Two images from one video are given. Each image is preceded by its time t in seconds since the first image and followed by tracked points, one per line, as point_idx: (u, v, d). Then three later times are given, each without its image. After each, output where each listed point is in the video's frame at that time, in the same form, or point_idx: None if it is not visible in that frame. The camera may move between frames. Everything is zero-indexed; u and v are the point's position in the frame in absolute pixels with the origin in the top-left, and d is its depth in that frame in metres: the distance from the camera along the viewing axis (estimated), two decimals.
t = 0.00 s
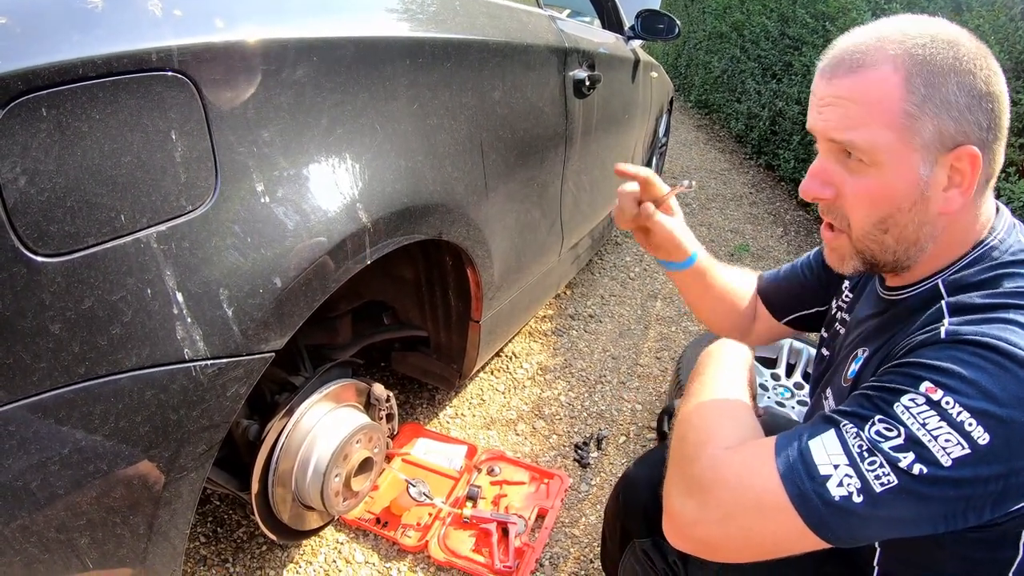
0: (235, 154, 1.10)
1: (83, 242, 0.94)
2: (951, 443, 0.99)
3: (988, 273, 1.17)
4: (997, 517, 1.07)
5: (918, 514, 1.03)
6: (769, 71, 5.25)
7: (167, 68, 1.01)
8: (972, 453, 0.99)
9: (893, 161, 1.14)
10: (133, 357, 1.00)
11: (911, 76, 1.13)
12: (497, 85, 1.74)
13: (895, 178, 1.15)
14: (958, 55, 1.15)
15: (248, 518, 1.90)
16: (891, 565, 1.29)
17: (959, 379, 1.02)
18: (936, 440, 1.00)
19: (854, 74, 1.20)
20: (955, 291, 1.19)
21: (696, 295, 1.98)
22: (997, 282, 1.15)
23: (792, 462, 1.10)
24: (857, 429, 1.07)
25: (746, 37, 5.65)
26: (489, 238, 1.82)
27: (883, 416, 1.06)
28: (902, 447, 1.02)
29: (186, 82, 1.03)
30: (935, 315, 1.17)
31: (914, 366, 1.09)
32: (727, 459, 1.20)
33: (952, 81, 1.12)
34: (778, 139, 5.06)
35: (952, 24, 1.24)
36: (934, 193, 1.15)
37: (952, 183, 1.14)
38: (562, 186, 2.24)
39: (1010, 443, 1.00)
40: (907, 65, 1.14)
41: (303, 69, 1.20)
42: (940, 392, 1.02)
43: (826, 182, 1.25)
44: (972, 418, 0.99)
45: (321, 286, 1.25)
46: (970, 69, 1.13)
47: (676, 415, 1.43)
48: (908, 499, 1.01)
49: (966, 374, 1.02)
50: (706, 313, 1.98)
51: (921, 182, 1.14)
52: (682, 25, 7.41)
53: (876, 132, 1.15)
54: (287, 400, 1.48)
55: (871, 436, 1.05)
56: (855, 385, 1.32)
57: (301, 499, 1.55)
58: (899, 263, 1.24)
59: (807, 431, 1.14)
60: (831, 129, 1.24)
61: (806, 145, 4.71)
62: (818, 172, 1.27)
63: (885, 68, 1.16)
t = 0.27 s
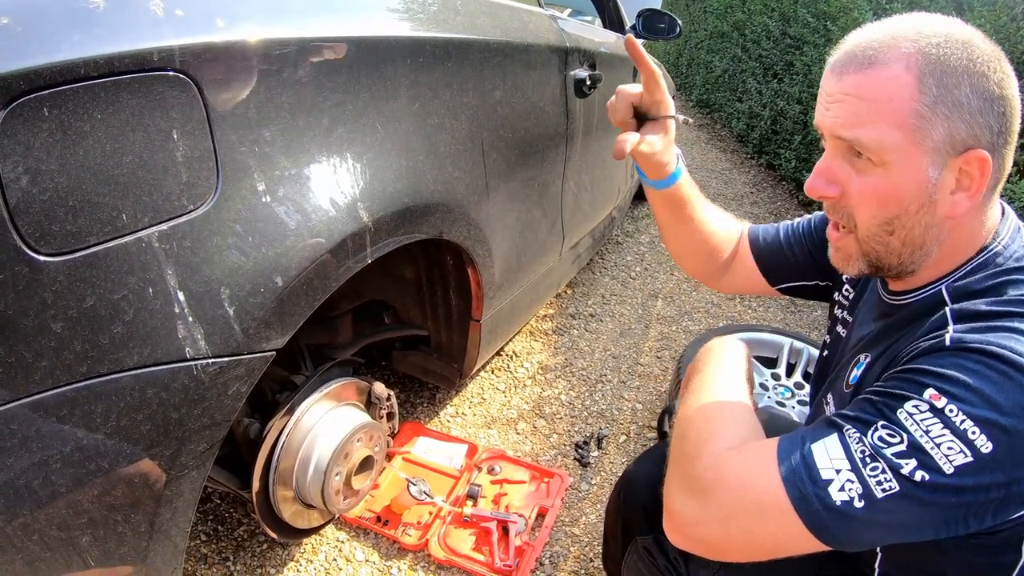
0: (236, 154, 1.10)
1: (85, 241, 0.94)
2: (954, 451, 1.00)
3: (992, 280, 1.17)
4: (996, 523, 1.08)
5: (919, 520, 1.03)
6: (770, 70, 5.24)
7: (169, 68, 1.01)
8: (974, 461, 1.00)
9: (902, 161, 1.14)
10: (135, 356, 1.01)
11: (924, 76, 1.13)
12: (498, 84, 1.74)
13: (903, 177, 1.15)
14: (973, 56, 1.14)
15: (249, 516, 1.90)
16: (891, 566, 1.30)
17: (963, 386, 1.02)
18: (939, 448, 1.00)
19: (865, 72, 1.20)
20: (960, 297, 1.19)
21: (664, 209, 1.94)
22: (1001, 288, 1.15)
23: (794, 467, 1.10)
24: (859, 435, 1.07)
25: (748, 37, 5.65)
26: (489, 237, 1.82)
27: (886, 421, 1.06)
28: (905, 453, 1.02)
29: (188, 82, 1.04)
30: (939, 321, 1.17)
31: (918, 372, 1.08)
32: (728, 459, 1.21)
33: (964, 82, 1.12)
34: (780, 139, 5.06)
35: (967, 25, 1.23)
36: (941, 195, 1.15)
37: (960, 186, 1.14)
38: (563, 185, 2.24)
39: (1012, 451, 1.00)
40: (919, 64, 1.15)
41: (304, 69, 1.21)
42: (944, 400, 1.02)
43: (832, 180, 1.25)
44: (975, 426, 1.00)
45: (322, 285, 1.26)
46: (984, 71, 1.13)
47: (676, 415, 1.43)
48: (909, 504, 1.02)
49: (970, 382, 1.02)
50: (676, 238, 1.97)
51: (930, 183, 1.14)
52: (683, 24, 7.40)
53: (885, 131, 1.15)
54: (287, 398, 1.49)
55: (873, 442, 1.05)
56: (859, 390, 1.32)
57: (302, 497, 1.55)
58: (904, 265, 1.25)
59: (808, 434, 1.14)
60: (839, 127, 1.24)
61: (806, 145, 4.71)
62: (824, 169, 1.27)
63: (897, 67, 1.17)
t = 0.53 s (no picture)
0: (238, 156, 1.11)
1: (88, 242, 0.95)
2: (951, 452, 1.00)
3: (987, 282, 1.17)
4: (995, 525, 1.08)
5: (917, 522, 1.04)
6: (772, 71, 5.24)
7: (171, 70, 1.02)
8: (971, 463, 1.00)
9: (902, 167, 1.14)
10: (137, 357, 1.01)
11: (922, 81, 1.13)
12: (499, 86, 1.75)
13: (903, 183, 1.15)
14: (968, 61, 1.14)
15: (250, 517, 1.91)
16: (890, 568, 1.30)
17: (960, 388, 1.02)
18: (936, 449, 1.01)
19: (862, 77, 1.19)
20: (955, 299, 1.19)
21: (661, 232, 1.96)
22: (995, 291, 1.15)
23: (791, 470, 1.10)
24: (856, 438, 1.07)
25: (750, 38, 5.64)
26: (491, 239, 1.82)
27: (883, 424, 1.06)
28: (902, 455, 1.02)
29: (190, 84, 1.04)
30: (934, 324, 1.17)
31: (914, 374, 1.09)
32: (725, 463, 1.21)
33: (961, 87, 1.12)
34: (781, 140, 5.06)
35: (959, 28, 1.23)
36: (940, 199, 1.15)
37: (957, 190, 1.15)
38: (564, 187, 2.24)
39: (1009, 452, 1.00)
40: (918, 69, 1.14)
41: (306, 71, 1.21)
42: (940, 401, 1.02)
43: (829, 186, 1.25)
44: (972, 427, 1.00)
45: (323, 286, 1.26)
46: (979, 76, 1.13)
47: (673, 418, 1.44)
48: (907, 507, 1.02)
49: (966, 384, 1.02)
50: (673, 256, 1.98)
51: (929, 188, 1.14)
52: (685, 25, 7.40)
53: (885, 137, 1.15)
54: (289, 400, 1.50)
55: (871, 444, 1.05)
56: (854, 393, 1.32)
57: (303, 497, 1.56)
58: (900, 269, 1.25)
59: (805, 437, 1.14)
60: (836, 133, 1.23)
61: (808, 146, 4.71)
62: (821, 175, 1.26)
63: (895, 72, 1.16)
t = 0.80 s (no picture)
0: (238, 158, 1.11)
1: (87, 244, 0.95)
2: (954, 459, 1.00)
3: (990, 287, 1.17)
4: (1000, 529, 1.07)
5: (922, 530, 1.03)
6: (772, 73, 5.24)
7: (171, 73, 1.02)
8: (975, 469, 0.99)
9: (957, 165, 1.15)
10: (136, 359, 1.01)
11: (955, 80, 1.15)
12: (499, 89, 1.75)
13: (958, 181, 1.16)
14: (976, 60, 1.20)
15: (249, 518, 1.91)
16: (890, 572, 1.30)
17: (962, 394, 1.02)
18: (939, 456, 1.00)
19: (898, 79, 1.18)
20: (958, 304, 1.19)
21: (671, 261, 1.95)
22: (998, 294, 1.15)
23: (793, 478, 1.10)
24: (859, 446, 1.08)
25: (750, 40, 5.65)
26: (491, 241, 1.82)
27: (885, 432, 1.06)
28: (905, 462, 1.02)
29: (190, 87, 1.04)
30: (938, 329, 1.17)
31: (917, 381, 1.09)
32: (729, 472, 1.20)
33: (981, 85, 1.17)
34: (782, 142, 5.06)
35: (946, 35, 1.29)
36: (977, 194, 1.18)
37: (985, 183, 1.19)
38: (564, 189, 2.25)
39: (1013, 458, 1.00)
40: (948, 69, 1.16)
41: (306, 74, 1.21)
42: (943, 408, 1.02)
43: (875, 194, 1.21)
44: (975, 434, 1.00)
45: (322, 289, 1.26)
46: (986, 75, 1.20)
47: (674, 424, 1.42)
48: (911, 515, 1.02)
49: (969, 390, 1.02)
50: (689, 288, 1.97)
51: (972, 183, 1.17)
52: (686, 27, 7.41)
53: (940, 136, 1.14)
54: (288, 402, 1.49)
55: (873, 452, 1.06)
56: (855, 399, 1.32)
57: (302, 500, 1.56)
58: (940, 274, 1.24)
59: (808, 445, 1.14)
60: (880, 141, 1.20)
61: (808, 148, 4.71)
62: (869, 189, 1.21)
63: (930, 72, 1.16)
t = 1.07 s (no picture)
0: (238, 159, 1.11)
1: (86, 244, 0.95)
2: (967, 472, 1.00)
3: (997, 289, 1.17)
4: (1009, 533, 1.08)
5: (934, 541, 1.03)
6: (772, 75, 5.25)
7: (171, 73, 1.02)
8: (987, 480, 0.99)
9: (977, 170, 1.17)
10: (136, 360, 1.01)
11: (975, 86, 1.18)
12: (500, 89, 1.75)
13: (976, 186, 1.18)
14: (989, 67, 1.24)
15: (249, 520, 1.90)
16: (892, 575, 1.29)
17: (974, 407, 1.02)
18: (952, 470, 1.00)
19: (925, 82, 1.18)
20: (964, 307, 1.19)
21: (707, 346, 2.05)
22: (1004, 297, 1.15)
23: (806, 495, 1.09)
24: (871, 462, 1.07)
25: (750, 41, 5.65)
26: (491, 241, 1.82)
27: (897, 446, 1.06)
28: (918, 478, 1.02)
29: (190, 87, 1.04)
30: (944, 333, 1.17)
31: (926, 393, 1.08)
32: (739, 490, 1.18)
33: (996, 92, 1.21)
34: (782, 143, 5.06)
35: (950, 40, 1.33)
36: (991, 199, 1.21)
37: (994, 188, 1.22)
38: (564, 190, 2.25)
39: None
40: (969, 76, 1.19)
41: (306, 74, 1.21)
42: (956, 422, 1.02)
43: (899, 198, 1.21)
44: (987, 446, 1.00)
45: (322, 289, 1.26)
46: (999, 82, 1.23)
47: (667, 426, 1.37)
48: (924, 528, 1.02)
49: (980, 403, 1.02)
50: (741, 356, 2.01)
51: (987, 188, 1.20)
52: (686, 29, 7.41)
53: (964, 141, 1.16)
54: (289, 401, 1.49)
55: (886, 468, 1.05)
56: (861, 404, 1.32)
57: (303, 501, 1.56)
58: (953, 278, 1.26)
59: (817, 458, 1.13)
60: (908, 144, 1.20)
61: (808, 149, 4.71)
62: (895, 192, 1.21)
63: (955, 78, 1.18)
